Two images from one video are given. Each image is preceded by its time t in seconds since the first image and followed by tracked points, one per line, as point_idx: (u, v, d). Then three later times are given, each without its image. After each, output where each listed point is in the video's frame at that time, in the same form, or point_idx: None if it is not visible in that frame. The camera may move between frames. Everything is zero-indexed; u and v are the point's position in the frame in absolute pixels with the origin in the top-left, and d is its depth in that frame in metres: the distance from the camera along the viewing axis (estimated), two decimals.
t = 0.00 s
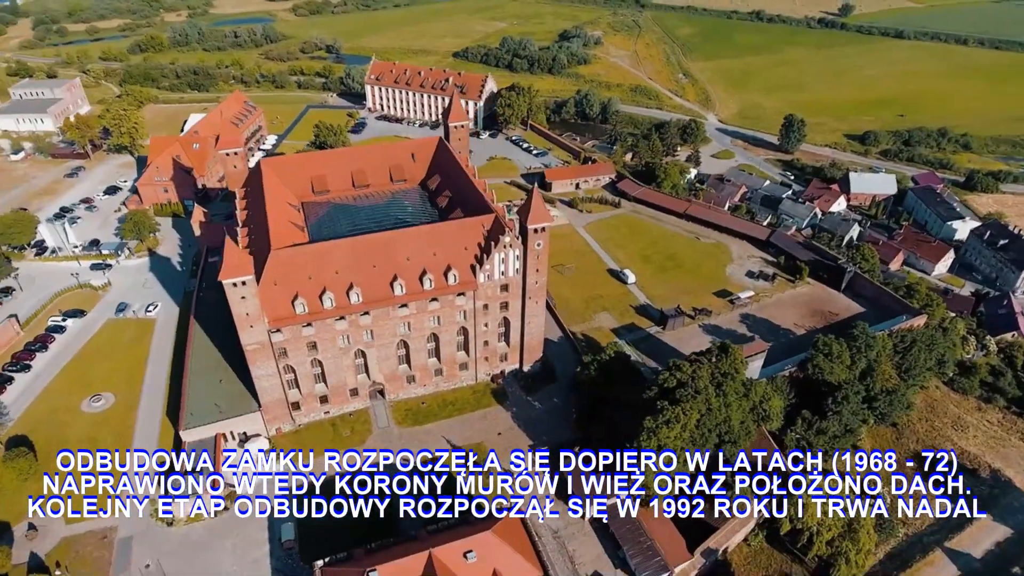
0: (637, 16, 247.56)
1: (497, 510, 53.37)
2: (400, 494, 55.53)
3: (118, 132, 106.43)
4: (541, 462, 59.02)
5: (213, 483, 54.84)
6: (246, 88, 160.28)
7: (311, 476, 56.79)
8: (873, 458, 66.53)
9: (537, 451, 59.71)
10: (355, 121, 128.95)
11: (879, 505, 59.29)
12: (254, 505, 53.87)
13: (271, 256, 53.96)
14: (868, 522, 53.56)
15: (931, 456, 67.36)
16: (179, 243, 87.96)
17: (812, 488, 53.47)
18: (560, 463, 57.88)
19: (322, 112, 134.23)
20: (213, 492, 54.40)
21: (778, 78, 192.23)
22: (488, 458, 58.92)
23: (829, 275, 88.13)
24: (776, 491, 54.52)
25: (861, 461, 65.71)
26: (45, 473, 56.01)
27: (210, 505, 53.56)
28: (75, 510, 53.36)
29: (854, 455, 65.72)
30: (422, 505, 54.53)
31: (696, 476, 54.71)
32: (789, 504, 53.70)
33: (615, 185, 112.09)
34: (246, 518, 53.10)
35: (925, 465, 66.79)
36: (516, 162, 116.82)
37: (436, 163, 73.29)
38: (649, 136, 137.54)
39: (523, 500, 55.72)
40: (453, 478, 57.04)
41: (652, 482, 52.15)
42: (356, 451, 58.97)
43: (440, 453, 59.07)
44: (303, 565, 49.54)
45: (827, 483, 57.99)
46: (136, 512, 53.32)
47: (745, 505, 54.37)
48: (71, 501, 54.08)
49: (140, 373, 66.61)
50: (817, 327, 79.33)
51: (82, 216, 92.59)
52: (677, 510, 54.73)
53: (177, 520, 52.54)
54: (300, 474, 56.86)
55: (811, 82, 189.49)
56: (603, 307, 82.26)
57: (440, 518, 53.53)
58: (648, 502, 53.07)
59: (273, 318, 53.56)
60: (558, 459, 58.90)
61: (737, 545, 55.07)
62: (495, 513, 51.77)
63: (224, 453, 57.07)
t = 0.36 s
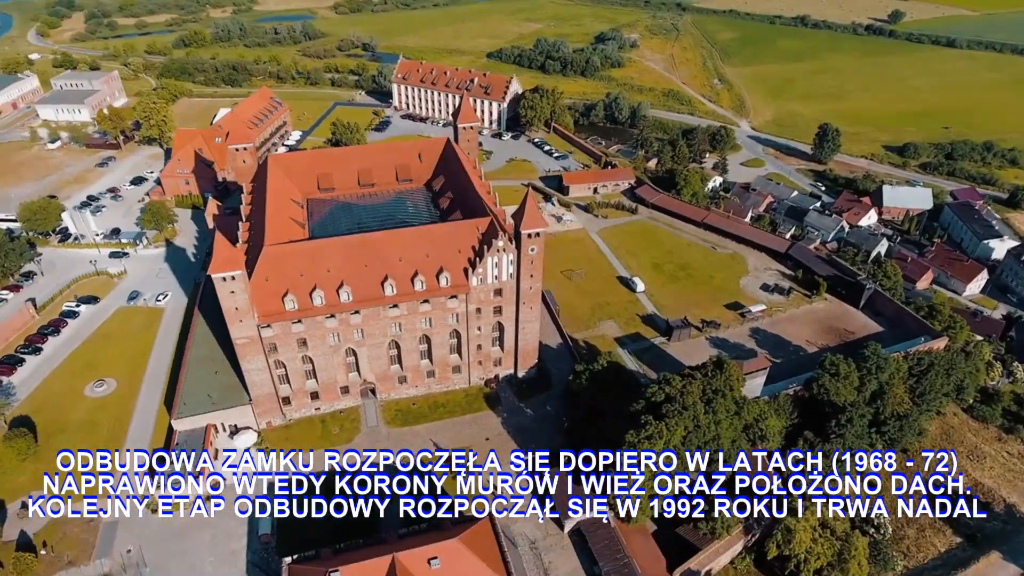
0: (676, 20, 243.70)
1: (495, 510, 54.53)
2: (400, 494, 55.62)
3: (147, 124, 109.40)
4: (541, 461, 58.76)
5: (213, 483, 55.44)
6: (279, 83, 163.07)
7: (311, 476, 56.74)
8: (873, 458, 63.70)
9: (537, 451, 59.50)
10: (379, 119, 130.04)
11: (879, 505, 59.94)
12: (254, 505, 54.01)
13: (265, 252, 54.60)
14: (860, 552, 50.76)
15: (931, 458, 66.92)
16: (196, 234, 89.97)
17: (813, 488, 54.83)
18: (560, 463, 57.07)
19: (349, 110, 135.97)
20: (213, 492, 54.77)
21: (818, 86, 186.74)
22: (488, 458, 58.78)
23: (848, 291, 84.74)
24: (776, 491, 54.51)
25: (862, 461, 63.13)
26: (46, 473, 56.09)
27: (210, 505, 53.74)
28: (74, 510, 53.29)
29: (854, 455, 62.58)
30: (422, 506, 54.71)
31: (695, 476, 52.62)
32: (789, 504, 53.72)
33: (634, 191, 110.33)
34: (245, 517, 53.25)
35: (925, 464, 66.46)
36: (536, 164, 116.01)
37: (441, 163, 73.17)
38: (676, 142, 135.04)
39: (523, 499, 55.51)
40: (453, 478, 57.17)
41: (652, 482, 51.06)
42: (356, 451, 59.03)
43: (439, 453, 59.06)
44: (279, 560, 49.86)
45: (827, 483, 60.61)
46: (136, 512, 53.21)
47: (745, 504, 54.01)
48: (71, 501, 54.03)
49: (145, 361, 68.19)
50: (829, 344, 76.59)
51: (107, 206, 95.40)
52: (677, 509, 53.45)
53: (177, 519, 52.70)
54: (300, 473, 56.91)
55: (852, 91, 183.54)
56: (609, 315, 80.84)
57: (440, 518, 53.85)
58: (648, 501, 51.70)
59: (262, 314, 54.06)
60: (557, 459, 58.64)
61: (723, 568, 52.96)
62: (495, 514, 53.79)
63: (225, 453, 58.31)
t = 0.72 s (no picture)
0: (714, 24, 239.37)
1: (495, 510, 54.40)
2: (400, 494, 55.03)
3: (174, 118, 112.08)
4: (541, 461, 58.43)
5: (213, 483, 55.53)
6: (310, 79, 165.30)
7: (311, 476, 56.58)
8: (873, 457, 60.54)
9: (537, 451, 59.24)
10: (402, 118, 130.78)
11: (879, 505, 60.06)
12: (254, 505, 53.84)
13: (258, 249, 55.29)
14: None
15: (934, 458, 64.21)
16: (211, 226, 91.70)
17: (813, 488, 58.31)
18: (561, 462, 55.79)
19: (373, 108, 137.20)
20: (213, 492, 54.78)
21: (857, 94, 181.17)
22: (488, 458, 58.69)
23: (865, 308, 81.61)
24: (775, 492, 58.40)
25: (861, 461, 60.14)
26: (46, 473, 56.04)
27: (210, 505, 53.78)
28: (74, 510, 53.22)
29: (853, 453, 60.09)
30: (423, 506, 53.99)
31: (695, 476, 52.24)
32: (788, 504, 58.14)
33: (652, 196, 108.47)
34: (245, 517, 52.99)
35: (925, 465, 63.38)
36: (554, 167, 115.11)
37: (446, 164, 72.99)
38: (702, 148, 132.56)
39: (523, 500, 55.12)
40: (453, 478, 56.46)
41: (652, 482, 50.07)
42: (356, 452, 58.95)
43: (439, 453, 58.89)
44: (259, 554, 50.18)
45: (827, 483, 60.63)
46: (136, 512, 53.09)
47: (745, 505, 57.36)
48: (71, 501, 53.97)
49: (150, 350, 69.65)
50: (841, 362, 73.97)
51: (130, 196, 98.01)
52: (677, 509, 53.25)
53: (177, 519, 52.67)
54: (300, 473, 56.77)
55: (893, 100, 177.45)
56: (613, 323, 79.49)
57: (440, 518, 52.97)
58: (648, 501, 50.64)
59: (254, 309, 54.56)
60: (557, 458, 58.25)
61: None
62: (495, 514, 54.00)
63: (225, 453, 58.34)
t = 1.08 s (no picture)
0: (753, 29, 234.35)
1: (494, 509, 54.36)
2: (400, 494, 55.45)
3: (201, 113, 114.53)
4: (541, 462, 57.57)
5: (213, 483, 55.76)
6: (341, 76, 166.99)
7: (311, 476, 56.47)
8: (872, 457, 58.23)
9: (537, 450, 58.96)
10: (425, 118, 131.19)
11: (880, 505, 57.21)
12: (254, 505, 53.76)
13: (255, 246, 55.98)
14: None
15: (931, 458, 60.31)
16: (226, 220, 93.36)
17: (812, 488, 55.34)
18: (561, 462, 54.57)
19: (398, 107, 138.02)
20: (213, 492, 54.99)
21: (897, 104, 175.11)
22: (488, 458, 58.63)
23: (883, 327, 78.64)
24: (775, 492, 56.89)
25: (860, 460, 57.57)
26: (46, 473, 55.96)
27: (210, 505, 53.98)
28: (74, 511, 53.18)
29: (853, 453, 57.62)
30: (422, 505, 54.59)
31: (696, 476, 51.63)
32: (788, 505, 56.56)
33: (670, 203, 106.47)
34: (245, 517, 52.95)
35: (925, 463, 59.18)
36: (573, 171, 113.97)
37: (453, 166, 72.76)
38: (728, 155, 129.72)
39: (523, 500, 54.42)
40: (453, 478, 57.07)
41: (652, 482, 49.78)
42: (357, 451, 58.94)
43: (440, 453, 58.97)
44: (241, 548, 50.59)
45: (827, 482, 56.90)
46: (136, 512, 53.11)
47: (746, 504, 56.30)
48: (71, 501, 53.91)
49: (156, 339, 71.05)
50: (851, 382, 71.45)
51: (153, 188, 100.46)
52: (678, 508, 53.21)
53: (177, 518, 52.76)
54: (300, 473, 56.63)
55: (935, 111, 171.03)
56: (617, 331, 78.17)
57: (440, 518, 53.62)
58: (648, 501, 50.18)
59: (247, 305, 55.08)
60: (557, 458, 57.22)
61: None
62: (495, 514, 53.96)
63: (225, 453, 58.59)
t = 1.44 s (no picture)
0: (792, 35, 229.02)
1: (494, 509, 52.56)
2: (400, 493, 55.65)
3: (226, 108, 116.74)
4: (541, 461, 55.92)
5: (213, 483, 55.84)
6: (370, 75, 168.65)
7: (311, 476, 56.42)
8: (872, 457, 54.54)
9: (537, 451, 58.23)
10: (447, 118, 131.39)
11: (881, 506, 53.17)
12: (254, 505, 53.85)
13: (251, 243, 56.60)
14: None
15: (930, 457, 55.66)
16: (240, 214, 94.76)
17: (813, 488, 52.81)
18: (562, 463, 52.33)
19: (420, 107, 138.56)
20: (213, 492, 55.07)
21: (937, 115, 168.98)
22: (488, 458, 58.38)
23: (898, 346, 75.67)
24: (776, 492, 54.40)
25: (861, 460, 54.24)
26: (46, 473, 56.01)
27: (210, 505, 53.95)
28: (75, 511, 53.19)
29: (853, 453, 54.14)
30: (422, 505, 54.73)
31: (696, 475, 50.32)
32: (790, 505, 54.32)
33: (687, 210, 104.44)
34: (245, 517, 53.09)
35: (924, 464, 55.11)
36: (590, 175, 112.82)
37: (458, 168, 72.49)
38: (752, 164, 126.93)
39: (524, 499, 52.76)
40: (453, 478, 56.98)
41: (652, 482, 49.28)
42: (356, 451, 58.95)
43: (440, 453, 58.86)
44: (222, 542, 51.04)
45: (827, 482, 53.82)
46: (136, 512, 53.16)
47: (746, 504, 54.45)
48: (71, 501, 53.93)
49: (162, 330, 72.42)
50: (861, 403, 68.88)
51: (174, 180, 102.63)
52: (678, 509, 50.51)
53: (177, 519, 52.86)
54: (300, 473, 56.55)
55: (977, 122, 164.59)
56: (620, 340, 76.82)
57: (439, 518, 53.79)
58: (648, 501, 49.65)
59: (239, 301, 55.57)
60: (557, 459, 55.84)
61: None
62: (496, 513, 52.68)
63: (225, 453, 58.55)
